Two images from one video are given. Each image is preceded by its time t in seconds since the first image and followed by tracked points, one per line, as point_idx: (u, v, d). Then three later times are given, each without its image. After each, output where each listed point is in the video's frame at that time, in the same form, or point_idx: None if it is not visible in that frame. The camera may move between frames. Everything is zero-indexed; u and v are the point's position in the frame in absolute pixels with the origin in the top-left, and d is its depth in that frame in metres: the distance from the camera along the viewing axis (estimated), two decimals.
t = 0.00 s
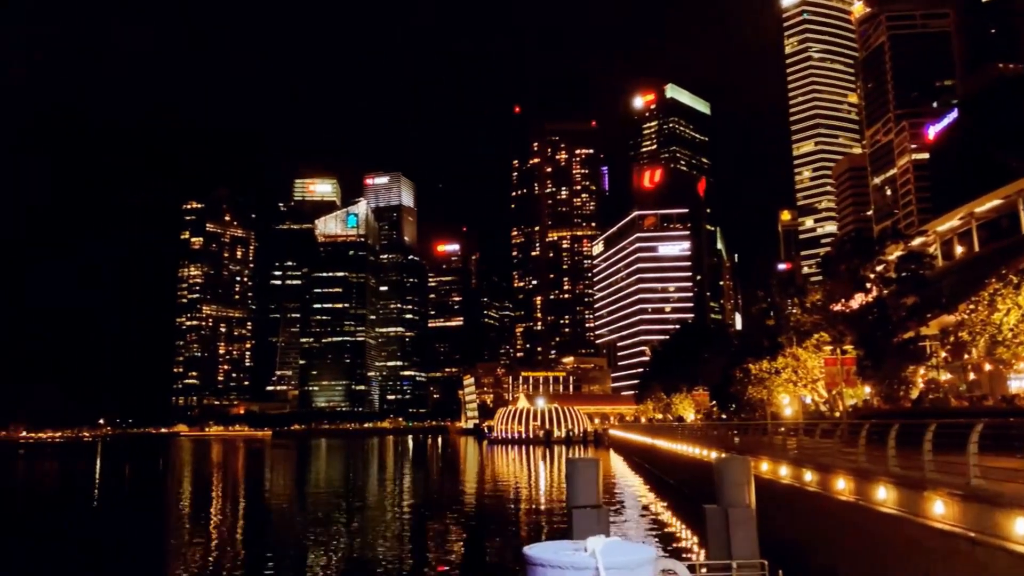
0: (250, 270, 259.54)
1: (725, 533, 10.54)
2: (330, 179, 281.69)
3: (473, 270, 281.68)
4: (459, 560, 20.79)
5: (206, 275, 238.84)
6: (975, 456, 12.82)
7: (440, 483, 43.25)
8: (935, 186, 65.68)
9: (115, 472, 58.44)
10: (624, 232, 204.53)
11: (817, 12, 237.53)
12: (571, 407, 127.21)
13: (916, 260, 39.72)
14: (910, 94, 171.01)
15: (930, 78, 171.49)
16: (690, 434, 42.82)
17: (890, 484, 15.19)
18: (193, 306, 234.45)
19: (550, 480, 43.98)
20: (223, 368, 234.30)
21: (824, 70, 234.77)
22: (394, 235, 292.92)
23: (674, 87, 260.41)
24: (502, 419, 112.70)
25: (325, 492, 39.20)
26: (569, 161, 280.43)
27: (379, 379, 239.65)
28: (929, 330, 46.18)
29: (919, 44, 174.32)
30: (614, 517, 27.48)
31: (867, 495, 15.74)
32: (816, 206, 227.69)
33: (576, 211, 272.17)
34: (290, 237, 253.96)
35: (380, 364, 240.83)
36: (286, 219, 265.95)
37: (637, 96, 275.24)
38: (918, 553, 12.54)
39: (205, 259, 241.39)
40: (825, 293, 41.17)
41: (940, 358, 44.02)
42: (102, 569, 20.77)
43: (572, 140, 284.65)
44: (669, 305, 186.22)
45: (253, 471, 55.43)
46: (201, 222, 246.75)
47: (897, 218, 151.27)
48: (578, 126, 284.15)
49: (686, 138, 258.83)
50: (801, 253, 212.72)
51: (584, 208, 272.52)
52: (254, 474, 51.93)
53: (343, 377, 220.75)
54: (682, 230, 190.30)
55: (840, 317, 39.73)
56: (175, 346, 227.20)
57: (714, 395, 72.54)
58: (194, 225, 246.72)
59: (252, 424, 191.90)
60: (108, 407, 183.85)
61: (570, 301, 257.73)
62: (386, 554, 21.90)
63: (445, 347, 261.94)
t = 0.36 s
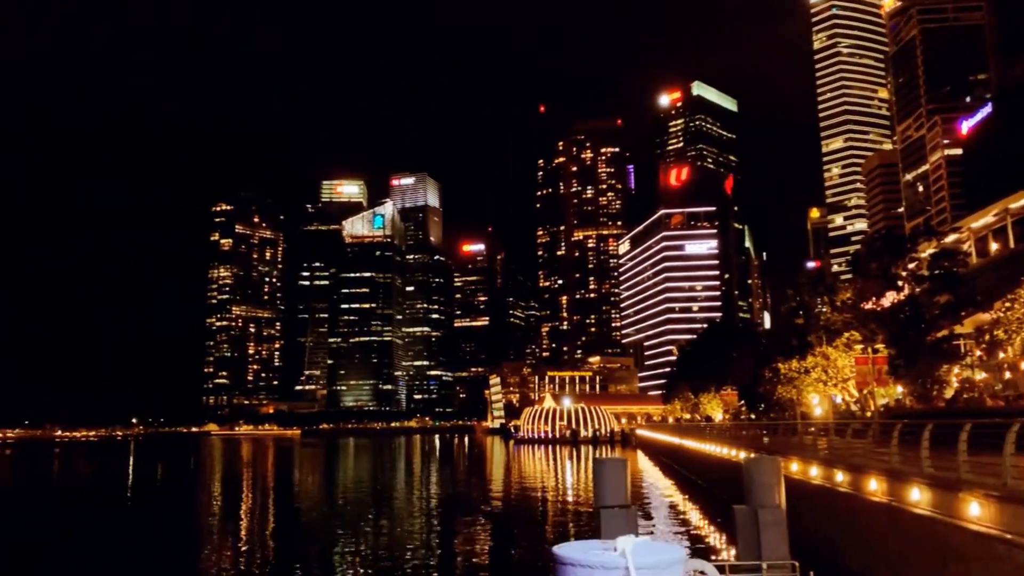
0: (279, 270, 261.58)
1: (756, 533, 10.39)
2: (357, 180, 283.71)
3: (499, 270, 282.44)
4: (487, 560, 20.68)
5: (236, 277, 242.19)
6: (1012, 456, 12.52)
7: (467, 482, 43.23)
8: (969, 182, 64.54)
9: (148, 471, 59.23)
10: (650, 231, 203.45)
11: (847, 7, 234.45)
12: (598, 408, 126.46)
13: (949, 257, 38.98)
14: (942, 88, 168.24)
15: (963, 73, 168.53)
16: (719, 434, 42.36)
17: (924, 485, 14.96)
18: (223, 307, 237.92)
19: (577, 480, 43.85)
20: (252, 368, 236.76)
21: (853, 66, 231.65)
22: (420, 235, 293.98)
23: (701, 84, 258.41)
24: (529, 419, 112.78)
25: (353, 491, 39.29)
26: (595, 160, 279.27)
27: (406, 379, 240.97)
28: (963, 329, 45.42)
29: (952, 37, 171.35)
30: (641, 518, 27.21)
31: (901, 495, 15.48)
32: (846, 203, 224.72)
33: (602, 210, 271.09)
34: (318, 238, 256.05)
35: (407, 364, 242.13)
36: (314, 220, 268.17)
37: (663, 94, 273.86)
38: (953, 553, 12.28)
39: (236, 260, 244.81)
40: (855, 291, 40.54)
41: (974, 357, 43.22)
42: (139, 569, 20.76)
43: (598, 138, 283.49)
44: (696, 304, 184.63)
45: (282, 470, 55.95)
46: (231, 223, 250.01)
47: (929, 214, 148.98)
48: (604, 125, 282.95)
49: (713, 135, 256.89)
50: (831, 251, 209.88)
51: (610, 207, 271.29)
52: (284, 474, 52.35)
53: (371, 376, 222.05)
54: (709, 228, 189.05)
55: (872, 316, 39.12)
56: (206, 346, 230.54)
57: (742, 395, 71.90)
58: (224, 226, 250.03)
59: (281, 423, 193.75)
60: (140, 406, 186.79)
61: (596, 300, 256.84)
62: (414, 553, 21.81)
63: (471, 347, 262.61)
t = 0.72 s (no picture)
0: (309, 272, 264.22)
1: (787, 534, 10.28)
2: (384, 182, 285.44)
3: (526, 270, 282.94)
4: (516, 560, 20.62)
5: (266, 278, 245.38)
6: None
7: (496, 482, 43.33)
8: (1005, 178, 63.29)
9: (182, 470, 60.68)
10: (678, 230, 202.13)
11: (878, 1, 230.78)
12: (627, 408, 125.95)
13: (984, 254, 38.02)
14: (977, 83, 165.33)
15: (998, 66, 165.24)
16: (749, 435, 41.92)
17: (960, 488, 14.70)
18: (254, 309, 241.19)
19: (606, 480, 43.76)
20: (283, 369, 239.59)
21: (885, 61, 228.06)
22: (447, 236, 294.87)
23: (729, 82, 256.00)
24: (557, 419, 112.93)
25: (382, 491, 39.35)
26: (622, 159, 277.46)
27: (434, 379, 242.18)
28: (1000, 327, 44.40)
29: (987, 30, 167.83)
30: (670, 519, 27.02)
31: (936, 498, 15.19)
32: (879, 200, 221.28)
33: (629, 209, 269.31)
34: (346, 240, 257.86)
35: (435, 365, 243.57)
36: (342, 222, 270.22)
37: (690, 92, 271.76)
38: (989, 556, 12.03)
39: (267, 262, 248.04)
40: (888, 290, 39.98)
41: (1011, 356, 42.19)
42: (159, 570, 20.90)
43: (625, 137, 281.71)
44: (726, 303, 183.05)
45: (313, 470, 56.89)
46: (260, 226, 253.34)
47: (964, 211, 146.50)
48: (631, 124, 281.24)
49: (741, 133, 254.43)
50: (863, 249, 206.53)
51: (637, 207, 269.48)
52: (314, 473, 53.02)
53: (399, 377, 223.20)
54: (738, 227, 187.55)
55: (905, 314, 38.47)
56: (237, 348, 233.91)
57: (773, 395, 71.17)
58: (254, 229, 253.38)
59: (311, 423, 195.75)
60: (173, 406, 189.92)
61: (624, 300, 255.73)
62: (442, 554, 21.77)
63: (499, 347, 263.02)
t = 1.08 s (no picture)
0: (336, 272, 266.36)
1: (817, 535, 10.14)
2: (410, 183, 286.80)
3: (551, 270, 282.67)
4: (544, 561, 20.59)
5: (294, 279, 248.22)
6: None
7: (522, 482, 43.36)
8: None
9: (214, 469, 61.81)
10: (705, 228, 200.59)
11: None
12: (653, 408, 125.23)
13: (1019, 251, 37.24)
14: (1010, 76, 162.01)
15: None
16: (778, 435, 41.52)
17: (994, 489, 14.43)
18: (283, 310, 243.89)
19: (633, 481, 43.62)
20: (311, 369, 242.01)
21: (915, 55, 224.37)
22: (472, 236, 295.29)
23: (755, 78, 253.40)
24: (583, 419, 112.69)
25: (410, 491, 39.32)
26: (647, 157, 275.37)
27: (460, 379, 243.10)
28: None
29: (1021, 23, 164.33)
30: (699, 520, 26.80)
31: (971, 500, 14.93)
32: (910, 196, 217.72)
33: (655, 208, 267.29)
34: (373, 241, 259.34)
35: (461, 364, 244.32)
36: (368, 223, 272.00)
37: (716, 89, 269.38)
38: None
39: (294, 263, 250.62)
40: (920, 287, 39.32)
41: None
42: (175, 570, 20.98)
43: (650, 135, 279.86)
44: (754, 302, 181.58)
45: (340, 469, 57.92)
46: (288, 228, 256.30)
47: (997, 207, 143.87)
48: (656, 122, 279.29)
49: (769, 130, 251.85)
50: (894, 246, 203.30)
51: (663, 205, 267.39)
52: (341, 473, 53.52)
53: (426, 376, 223.89)
54: (766, 225, 185.59)
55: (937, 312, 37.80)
56: (266, 348, 236.82)
57: (802, 394, 70.30)
58: (282, 230, 256.31)
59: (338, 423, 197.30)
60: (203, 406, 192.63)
61: (650, 299, 254.32)
62: (469, 554, 21.70)
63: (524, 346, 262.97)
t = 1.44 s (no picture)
0: (359, 273, 267.94)
1: (844, 536, 10.02)
2: (431, 183, 287.48)
3: (573, 269, 282.04)
4: (568, 560, 20.59)
5: (318, 279, 250.21)
6: None
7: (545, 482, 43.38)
8: None
9: (239, 468, 62.67)
10: (728, 226, 198.78)
11: None
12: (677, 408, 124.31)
13: None
14: None
15: None
16: (803, 435, 41.06)
17: None
18: (306, 310, 245.89)
19: (656, 480, 43.45)
20: (334, 369, 243.68)
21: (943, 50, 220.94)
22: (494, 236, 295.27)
23: (779, 75, 250.68)
24: (606, 419, 112.31)
25: (433, 491, 39.27)
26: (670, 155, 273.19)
27: (482, 378, 243.66)
28: None
29: None
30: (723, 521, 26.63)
31: (1002, 501, 14.69)
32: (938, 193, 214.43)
33: (678, 206, 265.14)
34: (395, 241, 260.12)
35: (483, 364, 244.74)
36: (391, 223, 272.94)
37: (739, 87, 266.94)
38: None
39: (317, 263, 252.44)
40: (948, 285, 38.72)
41: None
42: (193, 569, 21.06)
43: (672, 133, 277.87)
44: (778, 300, 180.06)
45: (364, 467, 58.69)
46: (311, 229, 258.28)
47: None
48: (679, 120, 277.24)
49: (793, 127, 249.24)
50: (921, 244, 200.35)
51: (686, 203, 265.20)
52: (364, 472, 53.91)
53: (448, 376, 224.22)
54: (791, 223, 183.57)
55: (965, 311, 37.14)
56: (290, 348, 239.09)
57: (828, 394, 69.50)
58: (305, 231, 258.29)
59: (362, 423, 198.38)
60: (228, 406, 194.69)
61: (673, 299, 252.73)
62: (493, 553, 21.68)
63: (546, 346, 262.76)
